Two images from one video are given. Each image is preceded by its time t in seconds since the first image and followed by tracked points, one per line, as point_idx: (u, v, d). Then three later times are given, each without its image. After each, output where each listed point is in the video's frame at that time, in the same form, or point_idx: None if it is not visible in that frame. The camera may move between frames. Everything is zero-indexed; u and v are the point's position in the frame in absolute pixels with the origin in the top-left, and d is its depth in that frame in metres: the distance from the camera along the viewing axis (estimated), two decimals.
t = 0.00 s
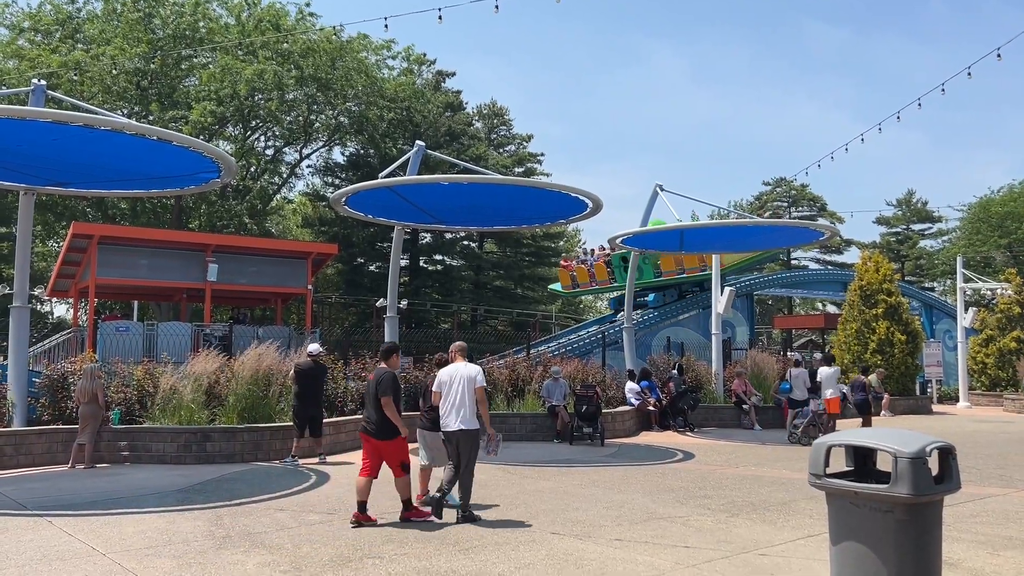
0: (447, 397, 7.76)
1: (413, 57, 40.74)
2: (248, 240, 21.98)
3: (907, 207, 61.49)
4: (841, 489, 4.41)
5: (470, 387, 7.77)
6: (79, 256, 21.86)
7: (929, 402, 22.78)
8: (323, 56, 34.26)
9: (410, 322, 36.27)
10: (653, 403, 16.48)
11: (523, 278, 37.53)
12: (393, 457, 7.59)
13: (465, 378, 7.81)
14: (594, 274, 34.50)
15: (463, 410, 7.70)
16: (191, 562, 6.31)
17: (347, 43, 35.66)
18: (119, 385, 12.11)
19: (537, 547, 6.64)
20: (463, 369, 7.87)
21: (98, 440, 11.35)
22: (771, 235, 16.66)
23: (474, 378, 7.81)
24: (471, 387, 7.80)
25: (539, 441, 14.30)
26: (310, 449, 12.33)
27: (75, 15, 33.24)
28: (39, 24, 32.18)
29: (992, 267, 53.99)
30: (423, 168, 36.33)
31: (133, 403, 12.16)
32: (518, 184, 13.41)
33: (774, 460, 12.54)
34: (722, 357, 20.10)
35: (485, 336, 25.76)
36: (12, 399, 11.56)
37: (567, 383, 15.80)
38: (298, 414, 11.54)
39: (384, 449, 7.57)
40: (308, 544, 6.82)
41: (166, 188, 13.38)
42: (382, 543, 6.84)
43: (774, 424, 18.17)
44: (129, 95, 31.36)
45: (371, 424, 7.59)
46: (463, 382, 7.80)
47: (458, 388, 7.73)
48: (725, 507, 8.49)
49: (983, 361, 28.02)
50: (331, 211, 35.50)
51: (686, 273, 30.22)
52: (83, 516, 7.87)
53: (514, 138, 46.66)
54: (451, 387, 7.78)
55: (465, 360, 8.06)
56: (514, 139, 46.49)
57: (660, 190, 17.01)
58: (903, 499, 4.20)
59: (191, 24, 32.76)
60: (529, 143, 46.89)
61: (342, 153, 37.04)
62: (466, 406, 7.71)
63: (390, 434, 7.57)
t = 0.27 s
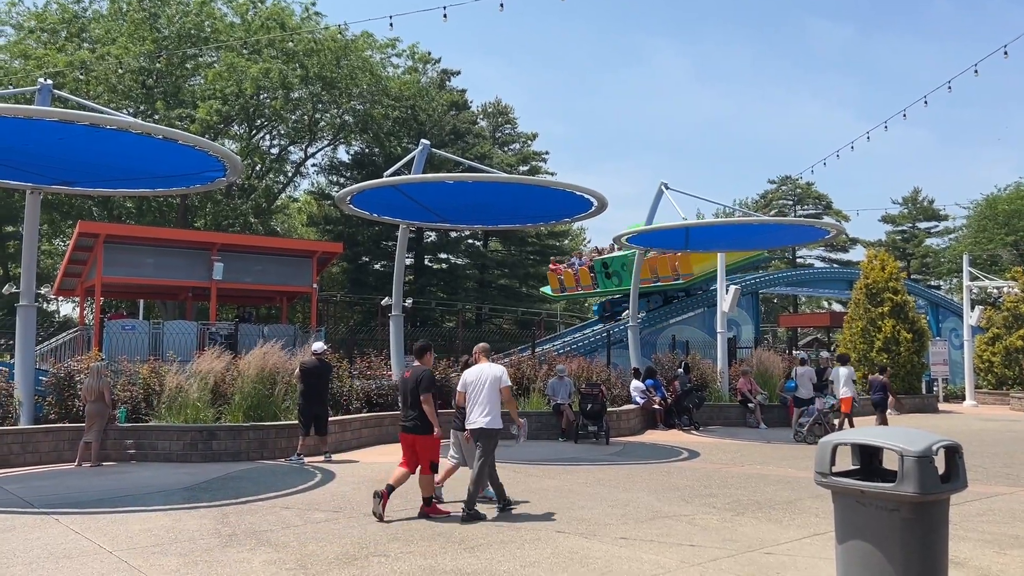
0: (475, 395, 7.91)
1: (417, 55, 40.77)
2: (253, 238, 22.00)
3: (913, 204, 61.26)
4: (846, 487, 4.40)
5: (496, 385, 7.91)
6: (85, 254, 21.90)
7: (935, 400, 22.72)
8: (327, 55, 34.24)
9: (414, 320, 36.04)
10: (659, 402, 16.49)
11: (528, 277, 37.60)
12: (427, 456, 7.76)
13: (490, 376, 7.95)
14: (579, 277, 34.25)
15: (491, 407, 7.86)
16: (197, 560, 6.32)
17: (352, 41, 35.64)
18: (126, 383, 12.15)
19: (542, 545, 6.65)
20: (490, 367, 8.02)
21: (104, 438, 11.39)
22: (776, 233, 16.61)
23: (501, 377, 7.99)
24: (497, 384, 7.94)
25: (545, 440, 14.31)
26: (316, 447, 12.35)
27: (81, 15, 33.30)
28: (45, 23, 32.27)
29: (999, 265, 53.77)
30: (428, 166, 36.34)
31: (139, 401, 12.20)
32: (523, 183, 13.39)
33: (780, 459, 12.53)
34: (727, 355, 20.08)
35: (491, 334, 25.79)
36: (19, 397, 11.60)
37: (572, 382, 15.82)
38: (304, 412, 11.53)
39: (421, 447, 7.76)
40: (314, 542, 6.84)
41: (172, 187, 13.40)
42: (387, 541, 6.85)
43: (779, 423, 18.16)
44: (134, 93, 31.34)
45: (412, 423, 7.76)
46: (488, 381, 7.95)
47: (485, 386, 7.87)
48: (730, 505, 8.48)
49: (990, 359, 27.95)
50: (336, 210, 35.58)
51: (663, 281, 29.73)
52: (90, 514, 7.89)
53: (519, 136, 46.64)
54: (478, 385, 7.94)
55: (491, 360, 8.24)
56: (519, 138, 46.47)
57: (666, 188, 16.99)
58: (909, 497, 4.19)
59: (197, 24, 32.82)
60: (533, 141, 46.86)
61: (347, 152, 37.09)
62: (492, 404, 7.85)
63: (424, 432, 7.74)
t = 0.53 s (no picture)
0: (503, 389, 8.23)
1: (425, 53, 40.82)
2: (262, 237, 22.06)
3: (924, 202, 60.96)
4: (857, 486, 4.38)
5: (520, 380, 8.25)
6: (95, 253, 22.00)
7: (945, 398, 22.65)
8: (336, 54, 34.25)
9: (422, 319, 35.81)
10: (668, 400, 16.44)
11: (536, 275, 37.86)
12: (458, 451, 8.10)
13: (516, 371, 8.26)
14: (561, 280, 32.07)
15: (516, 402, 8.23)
16: (207, 557, 6.35)
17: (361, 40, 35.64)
18: (136, 381, 12.22)
19: (551, 543, 6.65)
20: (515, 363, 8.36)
21: (115, 437, 11.45)
22: (786, 231, 16.57)
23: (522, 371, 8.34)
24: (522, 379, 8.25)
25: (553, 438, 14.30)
26: (325, 445, 12.39)
27: (91, 14, 33.42)
28: (55, 23, 32.39)
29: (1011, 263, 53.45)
30: (436, 165, 36.38)
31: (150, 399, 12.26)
32: (531, 181, 13.38)
33: (789, 457, 12.50)
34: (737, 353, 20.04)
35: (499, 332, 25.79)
36: (31, 396, 11.67)
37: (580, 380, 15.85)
38: (312, 410, 11.54)
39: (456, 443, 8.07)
40: (324, 540, 6.86)
41: (181, 186, 13.45)
42: (397, 539, 6.87)
43: (788, 421, 18.11)
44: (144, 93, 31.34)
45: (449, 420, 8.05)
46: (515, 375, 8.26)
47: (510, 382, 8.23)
48: (739, 504, 8.47)
49: (1001, 358, 27.81)
50: (345, 209, 35.70)
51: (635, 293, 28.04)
52: (101, 511, 7.94)
53: (527, 134, 46.63)
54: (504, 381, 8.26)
55: (517, 358, 8.61)
56: (527, 136, 46.47)
57: (675, 186, 16.97)
58: (919, 496, 4.18)
59: (206, 23, 32.92)
60: (541, 139, 46.84)
61: (355, 150, 37.16)
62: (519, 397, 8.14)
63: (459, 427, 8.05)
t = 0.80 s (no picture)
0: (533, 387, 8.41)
1: (439, 52, 40.88)
2: (277, 236, 22.16)
3: (941, 198, 60.47)
4: (874, 485, 4.36)
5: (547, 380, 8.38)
6: (112, 252, 22.16)
7: (962, 396, 22.47)
8: (350, 53, 34.34)
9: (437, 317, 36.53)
10: (682, 398, 16.37)
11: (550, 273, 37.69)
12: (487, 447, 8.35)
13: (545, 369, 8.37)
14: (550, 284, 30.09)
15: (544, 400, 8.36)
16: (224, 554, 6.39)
17: (374, 38, 35.71)
18: (153, 380, 12.32)
19: (566, 541, 6.65)
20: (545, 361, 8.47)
21: (133, 434, 11.56)
22: (801, 229, 16.49)
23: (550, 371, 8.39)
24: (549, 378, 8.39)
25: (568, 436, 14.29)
26: (340, 443, 12.43)
27: (107, 15, 33.67)
28: (72, 24, 32.63)
29: None
30: (450, 163, 36.45)
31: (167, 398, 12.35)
32: (544, 179, 13.38)
33: (805, 456, 12.44)
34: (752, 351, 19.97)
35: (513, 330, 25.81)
36: (50, 394, 11.79)
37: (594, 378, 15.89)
38: (328, 408, 11.58)
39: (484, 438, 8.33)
40: (339, 537, 6.89)
41: (197, 185, 13.54)
42: (412, 536, 6.89)
43: (804, 419, 18.03)
44: (160, 93, 31.46)
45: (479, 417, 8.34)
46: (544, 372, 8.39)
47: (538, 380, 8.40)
48: (755, 502, 8.44)
49: (1020, 356, 27.57)
50: (359, 208, 35.88)
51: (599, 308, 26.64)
52: (120, 508, 8.01)
53: (541, 132, 46.62)
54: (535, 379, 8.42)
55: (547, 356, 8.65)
56: (541, 134, 46.45)
57: (689, 183, 16.92)
58: (937, 495, 4.15)
59: (220, 23, 33.11)
60: (555, 136, 46.81)
61: (369, 149, 37.27)
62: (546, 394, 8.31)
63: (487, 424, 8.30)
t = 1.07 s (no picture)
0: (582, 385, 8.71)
1: (458, 50, 40.93)
2: (300, 235, 22.31)
3: (966, 194, 59.77)
4: (900, 483, 4.33)
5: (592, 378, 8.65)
6: (137, 252, 22.39)
7: (989, 394, 22.19)
8: (370, 52, 34.50)
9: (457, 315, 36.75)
10: (704, 396, 16.35)
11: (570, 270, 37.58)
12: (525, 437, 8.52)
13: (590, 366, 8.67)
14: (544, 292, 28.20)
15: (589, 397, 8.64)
16: (248, 550, 6.45)
17: (395, 38, 35.84)
18: (177, 378, 12.44)
19: (588, 539, 6.65)
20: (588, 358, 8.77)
21: (158, 431, 11.68)
22: (823, 225, 16.37)
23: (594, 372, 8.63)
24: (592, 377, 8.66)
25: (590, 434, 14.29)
26: (362, 440, 12.50)
27: (131, 17, 34.02)
28: (96, 26, 32.97)
29: None
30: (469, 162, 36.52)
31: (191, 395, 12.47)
32: (565, 176, 13.36)
33: (828, 454, 12.35)
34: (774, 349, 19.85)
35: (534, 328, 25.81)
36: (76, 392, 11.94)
37: (616, 376, 15.88)
38: (349, 406, 11.64)
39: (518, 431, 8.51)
40: (362, 534, 6.93)
41: (220, 184, 13.64)
42: (434, 533, 6.93)
43: (827, 417, 17.89)
44: (183, 94, 31.72)
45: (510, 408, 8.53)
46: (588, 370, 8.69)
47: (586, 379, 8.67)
48: (778, 501, 8.39)
49: None
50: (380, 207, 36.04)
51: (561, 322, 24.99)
52: (145, 505, 8.10)
53: (561, 130, 46.58)
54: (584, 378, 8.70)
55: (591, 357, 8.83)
56: (561, 131, 46.42)
57: (710, 179, 16.84)
58: (965, 493, 4.11)
59: (242, 24, 33.37)
60: (575, 134, 46.74)
61: (389, 148, 37.40)
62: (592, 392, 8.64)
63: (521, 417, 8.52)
